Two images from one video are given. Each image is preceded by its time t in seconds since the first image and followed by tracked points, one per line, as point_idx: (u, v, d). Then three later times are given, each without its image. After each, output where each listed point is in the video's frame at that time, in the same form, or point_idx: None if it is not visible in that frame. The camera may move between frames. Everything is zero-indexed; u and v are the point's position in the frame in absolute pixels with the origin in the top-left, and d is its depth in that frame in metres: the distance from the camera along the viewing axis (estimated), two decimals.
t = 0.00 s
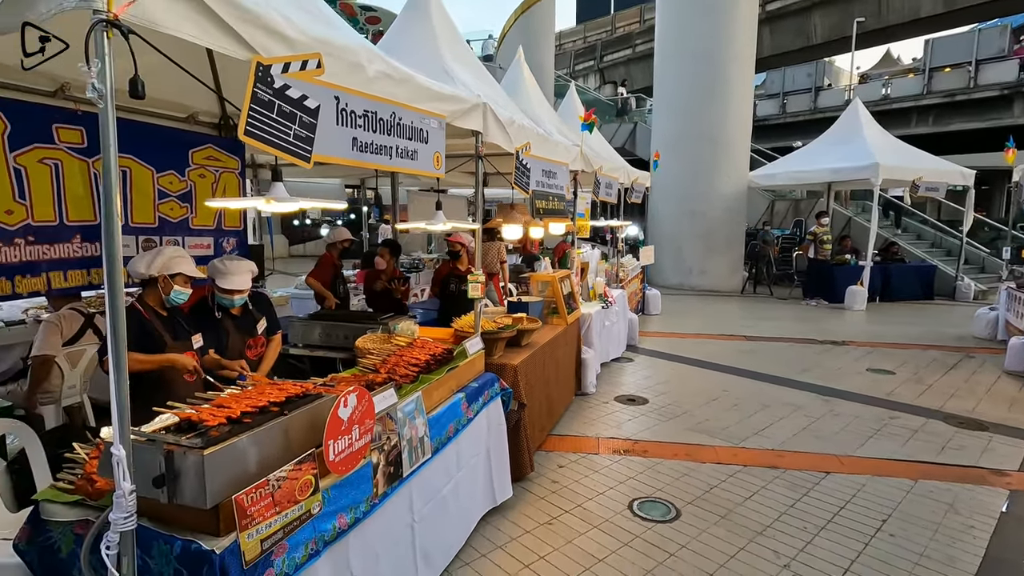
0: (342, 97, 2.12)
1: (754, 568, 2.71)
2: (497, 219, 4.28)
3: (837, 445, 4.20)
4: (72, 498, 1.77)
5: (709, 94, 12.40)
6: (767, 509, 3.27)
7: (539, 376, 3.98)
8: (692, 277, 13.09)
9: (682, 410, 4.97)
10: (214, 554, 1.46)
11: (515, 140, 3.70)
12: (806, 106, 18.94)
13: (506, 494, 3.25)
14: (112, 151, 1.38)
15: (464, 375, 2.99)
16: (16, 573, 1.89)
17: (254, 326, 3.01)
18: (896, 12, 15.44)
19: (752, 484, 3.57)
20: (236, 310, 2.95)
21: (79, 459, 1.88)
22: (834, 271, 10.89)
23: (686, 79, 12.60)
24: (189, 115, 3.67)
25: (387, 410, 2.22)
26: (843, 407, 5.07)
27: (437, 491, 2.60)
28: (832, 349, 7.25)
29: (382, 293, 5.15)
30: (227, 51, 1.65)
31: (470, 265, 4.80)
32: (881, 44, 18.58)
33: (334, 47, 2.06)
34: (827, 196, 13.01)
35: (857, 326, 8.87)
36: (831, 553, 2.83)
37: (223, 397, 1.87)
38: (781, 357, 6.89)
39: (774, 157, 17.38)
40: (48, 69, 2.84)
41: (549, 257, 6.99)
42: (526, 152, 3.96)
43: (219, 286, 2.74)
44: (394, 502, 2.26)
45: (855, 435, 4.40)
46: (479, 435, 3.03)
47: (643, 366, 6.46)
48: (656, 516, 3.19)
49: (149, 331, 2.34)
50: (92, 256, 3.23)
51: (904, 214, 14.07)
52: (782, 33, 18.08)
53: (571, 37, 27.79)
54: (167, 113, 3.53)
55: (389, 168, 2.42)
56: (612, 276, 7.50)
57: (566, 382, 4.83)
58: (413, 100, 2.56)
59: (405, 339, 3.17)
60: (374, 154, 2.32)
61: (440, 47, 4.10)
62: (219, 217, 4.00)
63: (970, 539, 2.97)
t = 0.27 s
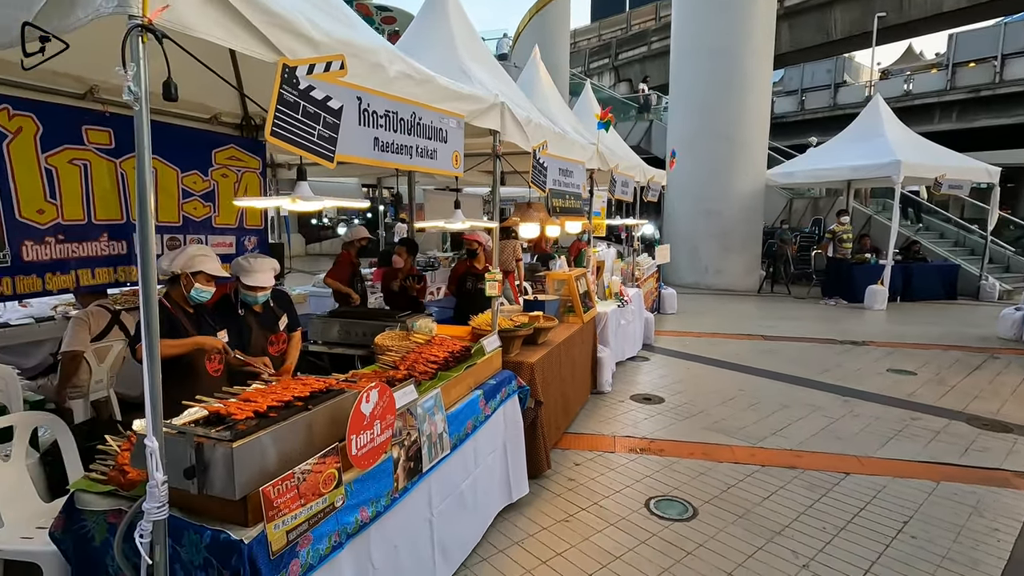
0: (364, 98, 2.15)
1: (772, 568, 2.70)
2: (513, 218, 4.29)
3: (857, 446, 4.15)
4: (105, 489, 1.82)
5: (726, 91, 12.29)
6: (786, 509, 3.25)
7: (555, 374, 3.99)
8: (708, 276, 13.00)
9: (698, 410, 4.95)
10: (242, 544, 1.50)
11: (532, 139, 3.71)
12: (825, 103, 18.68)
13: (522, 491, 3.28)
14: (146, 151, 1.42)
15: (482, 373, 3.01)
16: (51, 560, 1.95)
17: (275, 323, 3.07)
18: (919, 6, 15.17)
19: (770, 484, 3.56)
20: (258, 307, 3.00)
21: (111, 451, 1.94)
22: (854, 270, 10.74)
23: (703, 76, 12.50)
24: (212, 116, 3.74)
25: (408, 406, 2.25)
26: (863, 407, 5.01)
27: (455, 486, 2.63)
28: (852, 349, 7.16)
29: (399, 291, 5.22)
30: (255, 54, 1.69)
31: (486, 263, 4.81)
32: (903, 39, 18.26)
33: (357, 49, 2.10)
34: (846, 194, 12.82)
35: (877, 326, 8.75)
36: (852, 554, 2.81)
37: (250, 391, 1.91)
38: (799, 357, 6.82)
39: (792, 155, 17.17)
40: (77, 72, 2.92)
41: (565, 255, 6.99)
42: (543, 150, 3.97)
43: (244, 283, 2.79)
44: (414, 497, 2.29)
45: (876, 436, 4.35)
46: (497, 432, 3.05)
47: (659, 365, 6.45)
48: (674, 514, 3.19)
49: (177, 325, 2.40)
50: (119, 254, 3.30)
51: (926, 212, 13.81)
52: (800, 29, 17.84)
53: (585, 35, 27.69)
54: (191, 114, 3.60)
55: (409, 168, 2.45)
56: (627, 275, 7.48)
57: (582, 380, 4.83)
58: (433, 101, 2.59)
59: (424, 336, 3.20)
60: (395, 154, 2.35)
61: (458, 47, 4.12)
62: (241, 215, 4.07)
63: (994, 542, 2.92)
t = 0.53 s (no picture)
0: (388, 99, 2.19)
1: (793, 568, 2.69)
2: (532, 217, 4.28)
3: (880, 447, 4.10)
4: (139, 480, 1.88)
5: (745, 88, 12.16)
6: (807, 509, 3.22)
7: (573, 373, 3.99)
8: (726, 275, 12.88)
9: (717, 409, 4.93)
10: (272, 534, 1.55)
11: (551, 137, 3.73)
12: (847, 98, 18.37)
13: (540, 488, 3.29)
14: (181, 152, 1.46)
15: (501, 370, 3.03)
16: (87, 549, 2.02)
17: (299, 320, 3.13)
18: None
19: (791, 484, 3.53)
20: (283, 305, 3.05)
21: (144, 443, 2.00)
22: (877, 268, 10.57)
23: (722, 73, 12.37)
24: (237, 117, 3.82)
25: (429, 402, 2.28)
26: (886, 408, 4.94)
27: (475, 482, 2.65)
28: (874, 349, 7.05)
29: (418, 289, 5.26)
30: (284, 57, 1.73)
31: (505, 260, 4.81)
32: (928, 33, 17.87)
33: (382, 50, 2.13)
34: (869, 191, 12.60)
35: (901, 325, 8.59)
36: (875, 556, 2.78)
37: (277, 386, 1.96)
38: (820, 356, 6.74)
39: (813, 152, 16.92)
40: (108, 76, 3.00)
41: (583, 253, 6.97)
42: (562, 149, 3.98)
43: (270, 282, 2.85)
44: (435, 492, 2.32)
45: (899, 437, 4.29)
46: (516, 429, 3.07)
47: (677, 364, 6.42)
48: (693, 513, 3.19)
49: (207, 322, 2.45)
50: (147, 252, 3.39)
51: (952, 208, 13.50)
52: (822, 24, 17.55)
53: (602, 32, 27.55)
54: (217, 115, 3.68)
55: (431, 167, 2.48)
56: (645, 274, 7.45)
57: (599, 378, 4.83)
58: (454, 100, 2.62)
59: (444, 334, 3.23)
60: (418, 153, 2.38)
61: (477, 46, 4.15)
62: (264, 214, 4.14)
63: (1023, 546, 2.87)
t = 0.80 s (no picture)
0: (402, 98, 2.20)
1: (807, 568, 2.67)
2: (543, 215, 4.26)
3: (896, 447, 4.06)
4: (160, 474, 1.91)
5: (758, 85, 12.06)
6: (821, 509, 3.20)
7: (584, 371, 4.00)
8: (738, 274, 12.80)
9: (730, 408, 4.90)
10: (290, 528, 1.57)
11: (563, 136, 3.73)
12: (861, 95, 18.15)
13: (552, 486, 3.30)
14: (201, 152, 1.48)
15: (513, 368, 3.04)
16: (108, 541, 2.06)
17: (312, 319, 3.18)
18: None
19: (805, 484, 3.51)
20: (297, 304, 3.10)
21: (164, 438, 2.03)
22: (891, 267, 10.44)
23: (733, 70, 12.27)
24: (251, 117, 3.86)
25: (443, 399, 2.30)
26: (902, 408, 4.88)
27: (487, 479, 2.66)
28: (889, 349, 6.97)
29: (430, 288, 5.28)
30: (300, 57, 1.74)
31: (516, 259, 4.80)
32: (945, 28, 17.59)
33: (397, 50, 2.14)
34: (884, 189, 12.44)
35: (917, 325, 8.49)
36: (890, 557, 2.76)
37: (293, 383, 1.98)
38: (834, 356, 6.68)
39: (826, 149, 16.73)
40: (126, 77, 3.05)
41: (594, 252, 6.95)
42: (573, 147, 3.98)
43: (286, 282, 2.88)
44: (449, 488, 2.34)
45: (915, 437, 4.25)
46: (528, 427, 3.08)
47: (688, 363, 6.39)
48: (705, 512, 3.18)
49: (226, 320, 2.49)
50: (163, 250, 3.44)
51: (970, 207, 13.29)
52: (836, 19, 17.32)
53: (613, 30, 27.43)
54: (231, 115, 3.72)
55: (445, 166, 2.49)
56: (656, 272, 7.42)
57: (611, 377, 4.82)
58: (467, 99, 2.63)
59: (456, 332, 3.25)
60: (432, 152, 2.40)
61: (488, 45, 4.15)
62: (278, 212, 4.18)
63: None
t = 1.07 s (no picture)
0: (417, 96, 2.21)
1: (822, 567, 2.65)
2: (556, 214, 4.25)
3: (913, 448, 4.01)
4: (181, 468, 1.94)
5: (772, 81, 11.93)
6: (836, 509, 3.18)
7: (597, 369, 3.99)
8: (751, 272, 12.70)
9: (743, 407, 4.87)
10: (308, 522, 1.60)
11: (576, 133, 3.72)
12: (878, 91, 17.89)
13: (564, 483, 3.30)
14: (222, 151, 1.51)
15: (526, 366, 3.05)
16: (130, 533, 2.10)
17: (329, 316, 3.19)
18: None
19: (820, 483, 3.48)
20: (314, 302, 3.13)
21: (184, 433, 2.06)
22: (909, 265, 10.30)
23: (747, 66, 12.14)
24: (267, 116, 3.90)
25: (457, 396, 2.31)
26: (919, 408, 4.82)
27: (500, 476, 2.67)
28: (906, 348, 6.88)
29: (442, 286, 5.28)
30: (317, 57, 1.77)
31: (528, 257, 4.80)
32: (964, 22, 17.26)
33: (412, 50, 2.16)
34: (901, 186, 12.26)
35: (934, 324, 8.36)
36: (907, 557, 2.73)
37: (310, 379, 2.00)
38: (849, 355, 6.60)
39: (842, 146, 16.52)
40: (146, 78, 3.10)
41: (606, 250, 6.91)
42: (586, 145, 3.97)
43: (303, 281, 2.92)
44: (462, 484, 2.36)
45: (933, 437, 4.19)
46: (541, 424, 3.09)
47: (701, 361, 6.36)
48: (719, 511, 3.17)
49: (245, 319, 2.53)
50: (181, 248, 3.49)
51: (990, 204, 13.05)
52: (852, 15, 17.02)
53: (625, 27, 27.28)
54: (247, 115, 3.76)
55: (458, 164, 2.50)
56: (669, 270, 7.38)
57: (623, 375, 4.81)
58: (481, 98, 2.64)
59: (469, 330, 3.26)
60: (446, 150, 2.41)
61: (501, 43, 4.15)
62: (293, 211, 4.21)
63: None
